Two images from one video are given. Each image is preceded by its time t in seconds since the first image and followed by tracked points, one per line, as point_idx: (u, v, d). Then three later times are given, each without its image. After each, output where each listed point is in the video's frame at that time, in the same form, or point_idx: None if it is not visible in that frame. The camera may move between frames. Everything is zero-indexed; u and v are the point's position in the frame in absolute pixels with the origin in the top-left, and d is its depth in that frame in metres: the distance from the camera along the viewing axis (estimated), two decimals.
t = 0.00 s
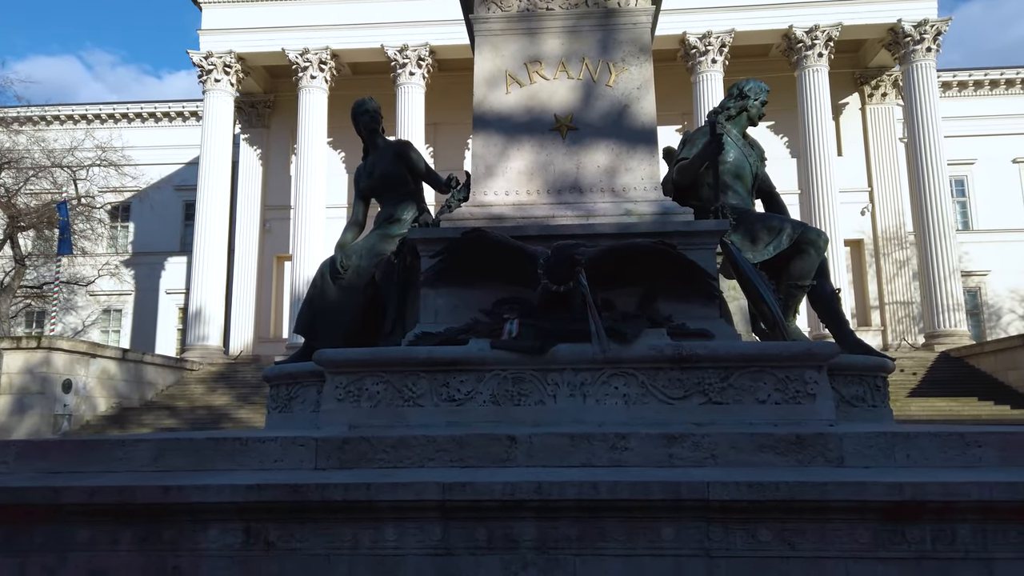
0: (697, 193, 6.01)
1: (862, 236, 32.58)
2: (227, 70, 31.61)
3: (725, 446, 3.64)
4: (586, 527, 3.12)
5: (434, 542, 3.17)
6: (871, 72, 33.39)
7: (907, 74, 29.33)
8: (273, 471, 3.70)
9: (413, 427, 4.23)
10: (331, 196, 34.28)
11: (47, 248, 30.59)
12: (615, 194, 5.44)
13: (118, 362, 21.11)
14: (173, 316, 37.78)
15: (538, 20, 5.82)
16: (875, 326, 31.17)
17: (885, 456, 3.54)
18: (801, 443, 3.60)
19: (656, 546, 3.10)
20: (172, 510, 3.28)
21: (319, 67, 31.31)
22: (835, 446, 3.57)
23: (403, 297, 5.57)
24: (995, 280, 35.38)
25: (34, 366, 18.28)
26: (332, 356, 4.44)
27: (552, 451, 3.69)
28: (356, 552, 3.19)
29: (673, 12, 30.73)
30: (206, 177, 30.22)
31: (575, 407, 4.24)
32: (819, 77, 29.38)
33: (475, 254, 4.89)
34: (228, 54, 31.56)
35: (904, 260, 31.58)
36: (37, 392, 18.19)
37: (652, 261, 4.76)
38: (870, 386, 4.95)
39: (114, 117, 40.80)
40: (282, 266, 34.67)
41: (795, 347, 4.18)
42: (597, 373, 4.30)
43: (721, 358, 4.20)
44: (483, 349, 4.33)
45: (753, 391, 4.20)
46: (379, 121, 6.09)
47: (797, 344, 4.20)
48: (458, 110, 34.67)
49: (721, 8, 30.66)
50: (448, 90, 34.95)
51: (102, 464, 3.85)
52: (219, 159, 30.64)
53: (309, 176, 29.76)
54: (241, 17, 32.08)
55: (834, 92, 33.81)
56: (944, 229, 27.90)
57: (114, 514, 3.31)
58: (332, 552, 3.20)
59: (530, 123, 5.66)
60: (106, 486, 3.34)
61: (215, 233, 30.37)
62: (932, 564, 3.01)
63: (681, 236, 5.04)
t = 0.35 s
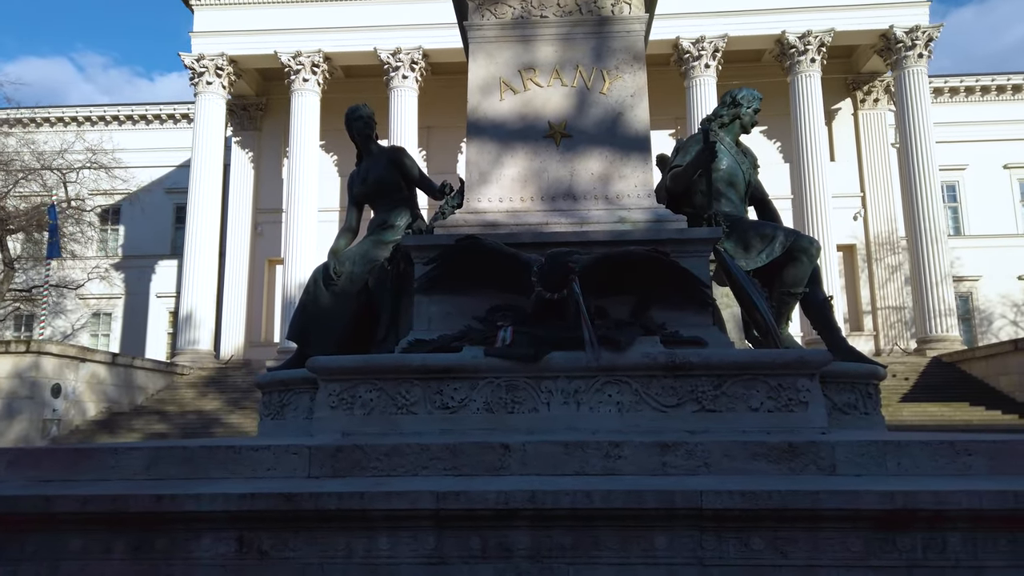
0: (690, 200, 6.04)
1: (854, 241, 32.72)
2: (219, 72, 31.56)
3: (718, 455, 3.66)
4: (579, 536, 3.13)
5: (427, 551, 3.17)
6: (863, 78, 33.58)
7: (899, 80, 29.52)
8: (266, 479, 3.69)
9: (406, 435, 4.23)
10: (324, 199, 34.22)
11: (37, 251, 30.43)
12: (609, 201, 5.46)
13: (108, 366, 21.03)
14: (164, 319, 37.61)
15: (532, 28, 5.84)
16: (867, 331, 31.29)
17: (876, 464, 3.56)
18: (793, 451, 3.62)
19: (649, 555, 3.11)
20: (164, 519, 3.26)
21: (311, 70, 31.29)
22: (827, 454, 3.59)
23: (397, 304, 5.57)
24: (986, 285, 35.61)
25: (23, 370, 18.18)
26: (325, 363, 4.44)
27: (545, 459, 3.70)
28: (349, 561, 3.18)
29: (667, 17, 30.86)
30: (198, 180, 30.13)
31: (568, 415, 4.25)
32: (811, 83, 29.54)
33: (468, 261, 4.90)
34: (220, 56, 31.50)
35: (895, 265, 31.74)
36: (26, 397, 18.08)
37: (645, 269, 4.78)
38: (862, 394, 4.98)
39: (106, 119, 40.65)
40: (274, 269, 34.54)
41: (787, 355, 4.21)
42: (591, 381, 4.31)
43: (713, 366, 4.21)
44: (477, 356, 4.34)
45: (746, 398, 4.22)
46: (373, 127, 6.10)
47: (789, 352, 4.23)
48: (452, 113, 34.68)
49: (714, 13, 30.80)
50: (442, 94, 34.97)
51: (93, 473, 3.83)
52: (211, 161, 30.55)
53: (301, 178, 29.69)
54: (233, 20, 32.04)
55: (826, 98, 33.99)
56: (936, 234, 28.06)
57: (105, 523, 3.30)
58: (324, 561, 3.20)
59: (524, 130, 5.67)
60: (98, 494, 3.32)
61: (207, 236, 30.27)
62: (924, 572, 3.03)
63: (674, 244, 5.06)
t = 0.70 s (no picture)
0: (684, 209, 6.08)
1: (845, 248, 32.89)
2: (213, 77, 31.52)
3: (710, 463, 3.68)
4: (573, 544, 3.14)
5: (422, 559, 3.18)
6: (854, 86, 33.78)
7: (890, 88, 29.69)
8: (261, 487, 3.70)
9: (400, 442, 4.24)
10: (317, 204, 34.21)
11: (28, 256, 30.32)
12: (603, 209, 5.49)
13: (100, 371, 20.94)
14: (156, 324, 37.51)
15: (527, 37, 5.88)
16: (858, 336, 31.42)
17: (867, 472, 3.60)
18: (785, 459, 3.65)
19: (642, 562, 3.13)
20: (159, 527, 3.27)
21: (306, 75, 31.30)
22: (818, 461, 3.63)
23: (392, 311, 5.58)
24: (976, 291, 35.86)
25: (15, 375, 17.98)
26: (320, 371, 4.45)
27: (539, 467, 3.72)
28: (344, 569, 3.19)
29: (660, 24, 30.99)
30: (191, 185, 30.09)
31: (563, 422, 4.27)
32: (803, 90, 29.71)
33: (463, 269, 4.93)
34: (214, 61, 31.47)
35: (886, 271, 31.91)
36: (17, 402, 17.83)
37: (638, 278, 4.82)
38: (853, 401, 5.01)
39: (99, 123, 40.58)
40: (267, 274, 34.48)
41: (778, 364, 4.24)
42: (585, 389, 4.34)
43: (706, 374, 4.24)
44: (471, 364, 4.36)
45: (738, 406, 4.26)
46: (368, 135, 6.14)
47: (781, 360, 4.26)
48: (445, 119, 34.73)
49: (706, 21, 30.93)
50: (435, 99, 35.04)
51: (88, 480, 3.83)
52: (205, 167, 30.51)
53: (295, 184, 29.69)
54: (228, 25, 32.04)
55: (817, 105, 34.17)
56: (926, 241, 28.22)
57: (100, 531, 3.30)
58: (319, 568, 3.21)
59: (518, 139, 5.70)
60: (93, 503, 3.33)
61: (200, 241, 30.22)
62: None
63: (668, 253, 5.09)
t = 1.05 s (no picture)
0: (677, 221, 6.12)
1: (837, 258, 33.01)
2: (207, 86, 31.51)
3: (704, 476, 3.69)
4: (567, 558, 3.15)
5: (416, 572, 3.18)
6: (845, 97, 34.01)
7: (880, 100, 29.91)
8: (254, 500, 3.70)
9: (394, 454, 4.24)
10: (310, 213, 34.18)
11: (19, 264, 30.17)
12: (597, 221, 5.52)
13: (90, 380, 20.82)
14: (147, 333, 37.36)
15: (521, 50, 5.91)
16: (850, 347, 31.51)
17: (859, 485, 3.61)
18: (779, 472, 3.66)
19: None
20: (152, 541, 3.26)
21: (300, 84, 31.32)
22: (811, 475, 3.64)
23: (387, 322, 5.57)
24: (966, 302, 36.07)
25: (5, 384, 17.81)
26: (313, 383, 4.44)
27: (533, 480, 3.72)
28: None
29: (653, 36, 31.19)
30: (184, 194, 30.05)
31: (557, 435, 4.27)
32: (794, 102, 29.90)
33: (457, 281, 4.94)
34: (208, 70, 31.47)
35: (878, 281, 32.07)
36: (7, 412, 17.67)
37: (632, 290, 4.84)
38: (845, 413, 5.03)
39: (91, 131, 40.52)
40: (260, 283, 34.40)
41: (771, 376, 4.26)
42: (579, 401, 4.35)
43: (700, 386, 4.26)
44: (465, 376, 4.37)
45: (732, 419, 4.27)
46: (362, 146, 6.15)
47: (774, 373, 4.28)
48: (439, 129, 34.82)
49: (699, 32, 31.12)
50: (429, 109, 35.12)
51: (80, 493, 3.82)
52: (198, 176, 30.46)
53: (289, 192, 29.67)
54: (222, 34, 32.08)
55: (808, 116, 34.37)
56: (917, 252, 28.37)
57: (92, 545, 3.29)
58: None
59: (512, 151, 5.73)
60: (85, 517, 3.32)
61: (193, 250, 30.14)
62: None
63: (662, 264, 5.10)
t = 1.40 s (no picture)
0: (670, 237, 6.13)
1: (829, 273, 33.16)
2: (201, 100, 31.52)
3: (698, 494, 3.69)
4: None
5: None
6: (836, 114, 34.25)
7: (871, 117, 30.15)
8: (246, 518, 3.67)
9: (387, 472, 4.23)
10: (303, 227, 34.16)
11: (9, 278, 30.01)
12: (591, 238, 5.53)
13: (81, 396, 20.69)
14: (139, 347, 37.17)
15: (515, 68, 5.95)
16: (842, 362, 31.60)
17: (852, 503, 3.61)
18: (772, 490, 3.66)
19: None
20: (143, 561, 3.23)
21: (294, 99, 31.37)
22: (804, 492, 3.64)
23: (379, 338, 5.57)
24: (957, 317, 36.22)
25: None
26: (306, 400, 4.43)
27: (526, 497, 3.72)
28: None
29: (646, 53, 31.42)
30: (177, 208, 30.00)
31: (551, 452, 4.26)
32: (786, 118, 30.12)
33: (450, 297, 4.95)
34: (202, 85, 31.50)
35: (869, 297, 32.22)
36: None
37: (625, 306, 4.85)
38: (839, 430, 5.04)
39: (85, 145, 40.50)
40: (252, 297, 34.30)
41: (764, 394, 4.27)
42: (572, 418, 4.34)
43: (693, 403, 4.26)
44: (459, 393, 4.36)
45: (725, 436, 4.27)
46: (357, 162, 6.17)
47: (767, 391, 4.29)
48: (432, 144, 34.90)
49: (691, 49, 31.33)
50: (422, 124, 35.22)
51: (70, 512, 3.79)
52: (191, 190, 30.42)
53: (282, 207, 29.66)
54: (216, 49, 32.16)
55: (800, 133, 34.61)
56: (908, 267, 28.53)
57: (82, 566, 3.26)
58: None
59: (506, 167, 5.75)
60: (74, 537, 3.29)
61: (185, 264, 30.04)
62: None
63: (655, 281, 5.11)
